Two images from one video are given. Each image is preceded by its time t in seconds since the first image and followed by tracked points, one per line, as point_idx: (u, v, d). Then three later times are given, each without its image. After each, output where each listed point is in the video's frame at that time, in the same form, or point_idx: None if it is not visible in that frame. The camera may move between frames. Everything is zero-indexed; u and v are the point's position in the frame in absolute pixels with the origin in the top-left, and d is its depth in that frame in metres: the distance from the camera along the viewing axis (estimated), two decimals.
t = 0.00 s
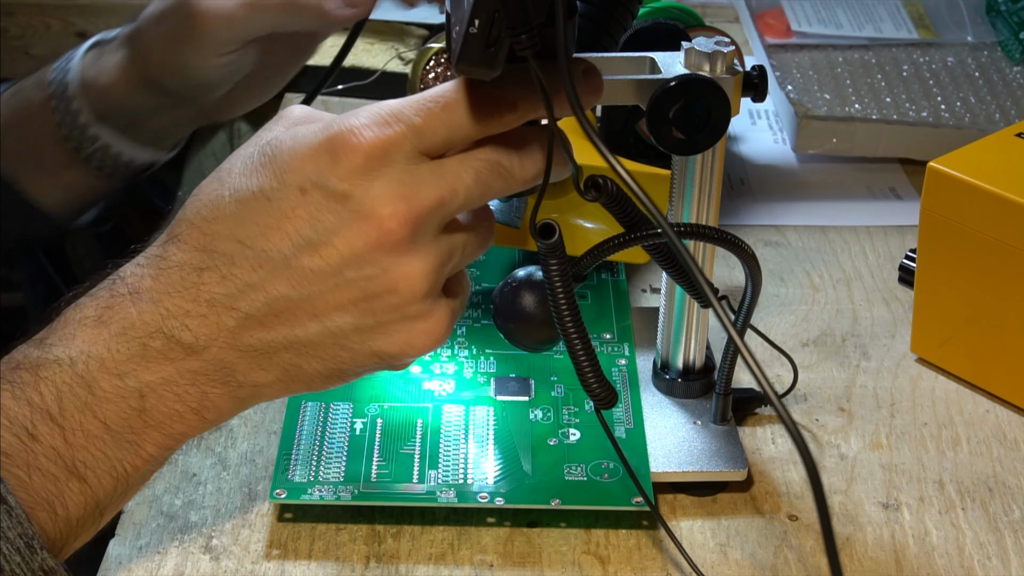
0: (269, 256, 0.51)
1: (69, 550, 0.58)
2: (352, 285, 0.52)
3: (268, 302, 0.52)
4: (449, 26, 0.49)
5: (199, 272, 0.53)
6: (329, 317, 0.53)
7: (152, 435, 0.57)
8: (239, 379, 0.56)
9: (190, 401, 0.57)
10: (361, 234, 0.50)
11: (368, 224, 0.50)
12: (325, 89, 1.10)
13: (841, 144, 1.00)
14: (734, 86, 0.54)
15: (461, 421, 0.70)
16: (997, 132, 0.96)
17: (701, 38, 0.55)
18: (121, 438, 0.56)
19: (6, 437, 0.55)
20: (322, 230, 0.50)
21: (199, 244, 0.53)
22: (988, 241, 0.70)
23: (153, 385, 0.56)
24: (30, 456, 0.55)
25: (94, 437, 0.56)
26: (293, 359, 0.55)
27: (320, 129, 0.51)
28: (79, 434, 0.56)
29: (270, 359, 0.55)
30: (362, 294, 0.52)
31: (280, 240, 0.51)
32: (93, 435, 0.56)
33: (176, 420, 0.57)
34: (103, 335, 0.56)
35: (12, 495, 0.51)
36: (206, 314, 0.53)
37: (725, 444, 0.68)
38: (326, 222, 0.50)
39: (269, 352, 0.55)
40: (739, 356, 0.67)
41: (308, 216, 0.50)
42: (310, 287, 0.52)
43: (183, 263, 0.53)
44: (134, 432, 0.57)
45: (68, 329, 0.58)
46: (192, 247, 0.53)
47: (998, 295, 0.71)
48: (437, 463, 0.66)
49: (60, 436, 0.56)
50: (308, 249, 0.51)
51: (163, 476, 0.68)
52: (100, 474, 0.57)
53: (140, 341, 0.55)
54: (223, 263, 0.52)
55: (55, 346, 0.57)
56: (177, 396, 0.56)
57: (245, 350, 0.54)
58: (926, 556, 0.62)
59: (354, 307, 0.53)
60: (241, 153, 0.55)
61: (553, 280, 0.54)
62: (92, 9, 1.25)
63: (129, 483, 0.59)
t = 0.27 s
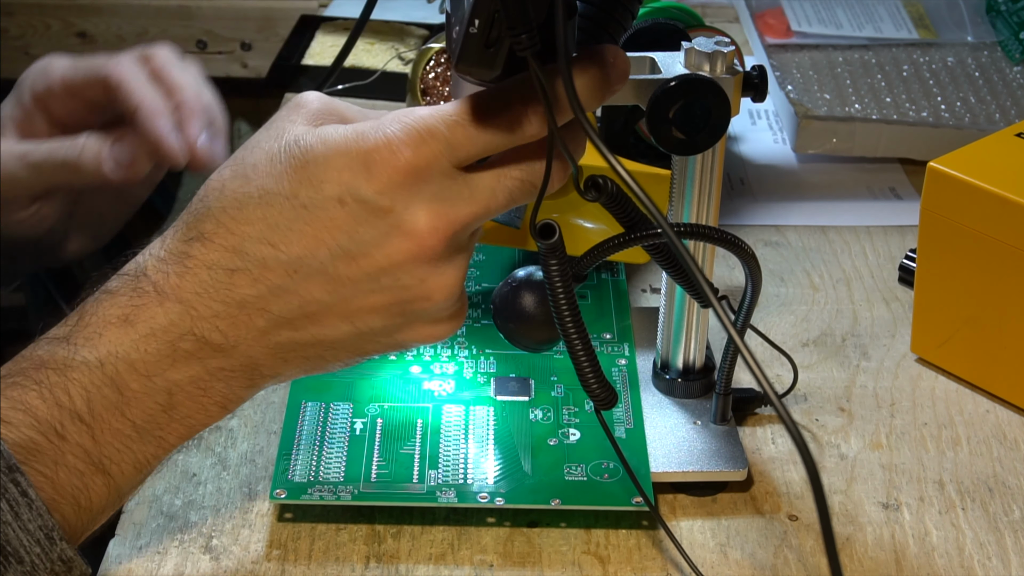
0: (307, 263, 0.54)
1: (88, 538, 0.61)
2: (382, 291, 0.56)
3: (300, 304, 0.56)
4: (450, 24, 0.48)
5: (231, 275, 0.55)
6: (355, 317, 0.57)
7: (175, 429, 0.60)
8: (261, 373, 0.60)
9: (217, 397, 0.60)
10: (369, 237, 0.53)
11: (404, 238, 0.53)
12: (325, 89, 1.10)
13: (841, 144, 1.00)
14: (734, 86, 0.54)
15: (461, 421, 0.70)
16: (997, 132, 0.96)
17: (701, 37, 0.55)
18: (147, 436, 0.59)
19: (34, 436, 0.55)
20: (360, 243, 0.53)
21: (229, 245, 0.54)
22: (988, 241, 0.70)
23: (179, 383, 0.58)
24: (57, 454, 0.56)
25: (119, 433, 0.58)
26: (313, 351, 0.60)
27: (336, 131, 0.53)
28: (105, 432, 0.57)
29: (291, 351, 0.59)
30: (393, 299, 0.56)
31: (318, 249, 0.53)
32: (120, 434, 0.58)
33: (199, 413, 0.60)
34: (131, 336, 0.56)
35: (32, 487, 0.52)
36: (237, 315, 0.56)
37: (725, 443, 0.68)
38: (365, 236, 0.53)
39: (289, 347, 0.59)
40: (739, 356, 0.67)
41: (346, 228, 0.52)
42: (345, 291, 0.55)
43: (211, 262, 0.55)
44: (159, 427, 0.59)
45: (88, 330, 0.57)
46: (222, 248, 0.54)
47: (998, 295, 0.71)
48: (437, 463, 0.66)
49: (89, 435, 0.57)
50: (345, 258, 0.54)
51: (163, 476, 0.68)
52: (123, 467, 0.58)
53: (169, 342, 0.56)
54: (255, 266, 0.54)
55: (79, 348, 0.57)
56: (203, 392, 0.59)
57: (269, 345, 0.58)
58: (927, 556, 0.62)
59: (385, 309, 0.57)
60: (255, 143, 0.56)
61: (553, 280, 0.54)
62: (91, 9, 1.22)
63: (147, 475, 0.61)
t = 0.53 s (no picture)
0: (325, 273, 0.54)
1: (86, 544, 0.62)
2: (402, 296, 0.56)
3: (316, 315, 0.56)
4: (449, 24, 0.48)
5: (244, 288, 0.55)
6: (370, 324, 0.58)
7: (176, 436, 0.61)
8: (267, 381, 0.61)
9: (222, 408, 0.60)
10: (370, 239, 0.53)
11: (429, 246, 0.53)
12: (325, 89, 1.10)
13: (840, 144, 1.00)
14: (733, 85, 0.54)
15: (461, 421, 0.70)
16: (997, 132, 0.96)
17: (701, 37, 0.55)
18: (149, 446, 0.60)
19: (35, 445, 0.57)
20: (383, 252, 0.53)
21: (243, 258, 0.54)
22: (988, 241, 0.70)
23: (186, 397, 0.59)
24: (58, 464, 0.57)
25: (120, 443, 0.59)
26: (322, 358, 0.60)
27: (351, 135, 0.52)
28: (107, 442, 0.58)
29: (302, 358, 0.60)
30: (409, 305, 0.57)
31: (337, 259, 0.53)
32: (123, 444, 0.59)
33: (202, 421, 0.61)
34: (134, 348, 0.57)
35: (27, 492, 0.52)
36: (249, 327, 0.56)
37: (726, 443, 0.68)
38: (388, 245, 0.53)
39: (300, 356, 0.59)
40: (739, 355, 0.67)
41: (368, 236, 0.52)
42: (362, 299, 0.56)
43: (222, 276, 0.55)
44: (162, 439, 0.60)
45: (89, 342, 0.58)
46: (234, 260, 0.54)
47: (998, 295, 0.71)
48: (436, 463, 0.66)
49: (90, 447, 0.58)
50: (365, 267, 0.54)
51: (163, 476, 0.68)
52: (124, 476, 0.59)
53: (175, 354, 0.57)
54: (271, 279, 0.54)
55: (81, 359, 0.58)
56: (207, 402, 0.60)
57: (278, 355, 0.59)
58: (926, 556, 0.62)
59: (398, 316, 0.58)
60: (257, 149, 0.55)
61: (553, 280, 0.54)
62: (91, 9, 1.25)
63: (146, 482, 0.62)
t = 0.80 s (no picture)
0: (327, 267, 0.54)
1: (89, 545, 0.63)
2: (403, 289, 0.56)
3: (318, 309, 0.56)
4: (450, 24, 0.48)
5: (247, 283, 0.54)
6: (371, 317, 0.58)
7: (178, 433, 0.61)
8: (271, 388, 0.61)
9: (225, 405, 0.60)
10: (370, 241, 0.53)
11: (429, 240, 0.53)
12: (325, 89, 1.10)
13: (840, 144, 1.00)
14: (733, 85, 0.54)
15: (461, 421, 0.70)
16: (997, 132, 0.96)
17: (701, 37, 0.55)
18: (153, 445, 0.60)
19: (41, 444, 0.57)
20: (383, 246, 0.53)
21: (245, 254, 0.54)
22: (988, 241, 0.70)
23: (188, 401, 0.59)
24: (63, 463, 0.58)
25: (126, 442, 0.59)
26: (319, 348, 0.59)
27: (351, 131, 0.52)
28: (113, 440, 0.59)
29: (303, 354, 0.59)
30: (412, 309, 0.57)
31: (339, 253, 0.53)
32: (129, 442, 0.59)
33: (206, 418, 0.61)
34: (139, 346, 0.57)
35: (33, 492, 0.52)
36: (252, 322, 0.56)
37: (726, 444, 0.68)
38: (389, 239, 0.53)
39: (301, 350, 0.59)
40: (739, 355, 0.67)
41: (368, 231, 0.52)
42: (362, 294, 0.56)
43: (224, 272, 0.54)
44: (167, 437, 0.60)
45: (94, 341, 0.58)
46: (237, 256, 0.54)
47: (998, 295, 0.71)
48: (436, 463, 0.66)
49: (95, 446, 0.58)
50: (366, 262, 0.54)
51: (163, 476, 0.68)
52: (128, 473, 0.60)
53: (180, 352, 0.57)
54: (273, 274, 0.54)
55: (86, 358, 0.58)
56: (212, 399, 0.60)
57: (282, 351, 0.58)
58: (926, 556, 0.62)
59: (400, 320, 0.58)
60: (258, 146, 0.55)
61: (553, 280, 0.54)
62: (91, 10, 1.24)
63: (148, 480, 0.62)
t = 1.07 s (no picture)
0: (324, 267, 0.54)
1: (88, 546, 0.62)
2: (403, 292, 0.56)
3: (316, 309, 0.56)
4: (450, 24, 0.48)
5: (244, 281, 0.54)
6: (372, 321, 0.58)
7: (177, 436, 0.60)
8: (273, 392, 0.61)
9: (224, 405, 0.60)
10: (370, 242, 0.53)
11: (427, 241, 0.53)
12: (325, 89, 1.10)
13: (840, 144, 1.00)
14: (733, 86, 0.54)
15: (461, 421, 0.70)
16: (997, 132, 0.96)
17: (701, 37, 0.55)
18: (150, 445, 0.59)
19: (37, 446, 0.57)
20: (381, 247, 0.53)
21: (242, 251, 0.54)
22: (988, 241, 0.70)
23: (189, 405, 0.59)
24: (58, 464, 0.57)
25: (123, 443, 0.58)
26: (319, 349, 0.59)
27: (351, 131, 0.52)
28: (109, 442, 0.58)
29: (303, 355, 0.59)
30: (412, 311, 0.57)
31: (336, 253, 0.53)
32: (125, 443, 0.58)
33: (204, 422, 0.61)
34: (135, 345, 0.57)
35: (28, 495, 0.51)
36: (249, 321, 0.56)
37: (726, 443, 0.68)
38: (387, 240, 0.53)
39: (301, 351, 0.59)
40: (739, 355, 0.67)
41: (366, 230, 0.52)
42: (362, 293, 0.56)
43: (222, 269, 0.54)
44: (164, 438, 0.60)
45: (90, 340, 0.58)
46: (234, 253, 0.54)
47: (998, 295, 0.71)
48: (436, 463, 0.66)
49: (91, 446, 0.58)
50: (365, 262, 0.54)
51: (163, 476, 0.68)
52: (125, 476, 0.59)
53: (176, 352, 0.57)
54: (270, 272, 0.54)
55: (82, 358, 0.58)
56: (209, 399, 0.60)
57: (281, 351, 0.58)
58: (927, 556, 0.62)
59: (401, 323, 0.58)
60: (262, 144, 0.55)
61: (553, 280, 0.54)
62: (91, 9, 1.24)
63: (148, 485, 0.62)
